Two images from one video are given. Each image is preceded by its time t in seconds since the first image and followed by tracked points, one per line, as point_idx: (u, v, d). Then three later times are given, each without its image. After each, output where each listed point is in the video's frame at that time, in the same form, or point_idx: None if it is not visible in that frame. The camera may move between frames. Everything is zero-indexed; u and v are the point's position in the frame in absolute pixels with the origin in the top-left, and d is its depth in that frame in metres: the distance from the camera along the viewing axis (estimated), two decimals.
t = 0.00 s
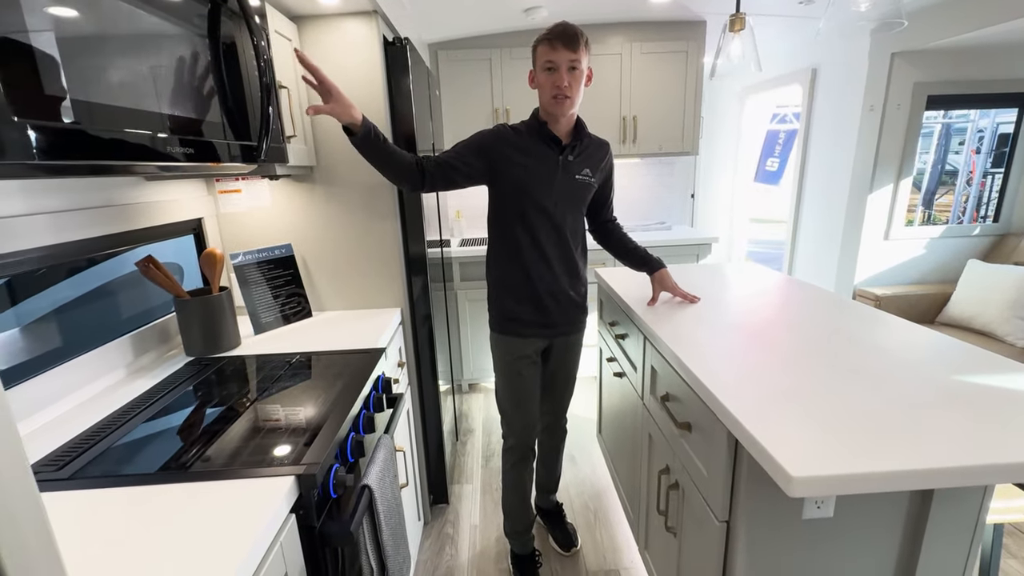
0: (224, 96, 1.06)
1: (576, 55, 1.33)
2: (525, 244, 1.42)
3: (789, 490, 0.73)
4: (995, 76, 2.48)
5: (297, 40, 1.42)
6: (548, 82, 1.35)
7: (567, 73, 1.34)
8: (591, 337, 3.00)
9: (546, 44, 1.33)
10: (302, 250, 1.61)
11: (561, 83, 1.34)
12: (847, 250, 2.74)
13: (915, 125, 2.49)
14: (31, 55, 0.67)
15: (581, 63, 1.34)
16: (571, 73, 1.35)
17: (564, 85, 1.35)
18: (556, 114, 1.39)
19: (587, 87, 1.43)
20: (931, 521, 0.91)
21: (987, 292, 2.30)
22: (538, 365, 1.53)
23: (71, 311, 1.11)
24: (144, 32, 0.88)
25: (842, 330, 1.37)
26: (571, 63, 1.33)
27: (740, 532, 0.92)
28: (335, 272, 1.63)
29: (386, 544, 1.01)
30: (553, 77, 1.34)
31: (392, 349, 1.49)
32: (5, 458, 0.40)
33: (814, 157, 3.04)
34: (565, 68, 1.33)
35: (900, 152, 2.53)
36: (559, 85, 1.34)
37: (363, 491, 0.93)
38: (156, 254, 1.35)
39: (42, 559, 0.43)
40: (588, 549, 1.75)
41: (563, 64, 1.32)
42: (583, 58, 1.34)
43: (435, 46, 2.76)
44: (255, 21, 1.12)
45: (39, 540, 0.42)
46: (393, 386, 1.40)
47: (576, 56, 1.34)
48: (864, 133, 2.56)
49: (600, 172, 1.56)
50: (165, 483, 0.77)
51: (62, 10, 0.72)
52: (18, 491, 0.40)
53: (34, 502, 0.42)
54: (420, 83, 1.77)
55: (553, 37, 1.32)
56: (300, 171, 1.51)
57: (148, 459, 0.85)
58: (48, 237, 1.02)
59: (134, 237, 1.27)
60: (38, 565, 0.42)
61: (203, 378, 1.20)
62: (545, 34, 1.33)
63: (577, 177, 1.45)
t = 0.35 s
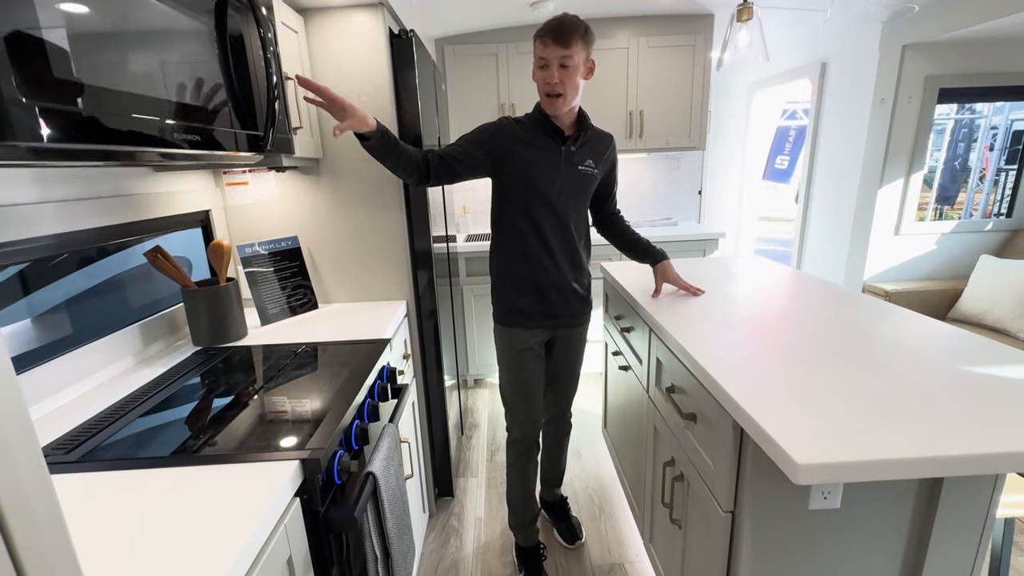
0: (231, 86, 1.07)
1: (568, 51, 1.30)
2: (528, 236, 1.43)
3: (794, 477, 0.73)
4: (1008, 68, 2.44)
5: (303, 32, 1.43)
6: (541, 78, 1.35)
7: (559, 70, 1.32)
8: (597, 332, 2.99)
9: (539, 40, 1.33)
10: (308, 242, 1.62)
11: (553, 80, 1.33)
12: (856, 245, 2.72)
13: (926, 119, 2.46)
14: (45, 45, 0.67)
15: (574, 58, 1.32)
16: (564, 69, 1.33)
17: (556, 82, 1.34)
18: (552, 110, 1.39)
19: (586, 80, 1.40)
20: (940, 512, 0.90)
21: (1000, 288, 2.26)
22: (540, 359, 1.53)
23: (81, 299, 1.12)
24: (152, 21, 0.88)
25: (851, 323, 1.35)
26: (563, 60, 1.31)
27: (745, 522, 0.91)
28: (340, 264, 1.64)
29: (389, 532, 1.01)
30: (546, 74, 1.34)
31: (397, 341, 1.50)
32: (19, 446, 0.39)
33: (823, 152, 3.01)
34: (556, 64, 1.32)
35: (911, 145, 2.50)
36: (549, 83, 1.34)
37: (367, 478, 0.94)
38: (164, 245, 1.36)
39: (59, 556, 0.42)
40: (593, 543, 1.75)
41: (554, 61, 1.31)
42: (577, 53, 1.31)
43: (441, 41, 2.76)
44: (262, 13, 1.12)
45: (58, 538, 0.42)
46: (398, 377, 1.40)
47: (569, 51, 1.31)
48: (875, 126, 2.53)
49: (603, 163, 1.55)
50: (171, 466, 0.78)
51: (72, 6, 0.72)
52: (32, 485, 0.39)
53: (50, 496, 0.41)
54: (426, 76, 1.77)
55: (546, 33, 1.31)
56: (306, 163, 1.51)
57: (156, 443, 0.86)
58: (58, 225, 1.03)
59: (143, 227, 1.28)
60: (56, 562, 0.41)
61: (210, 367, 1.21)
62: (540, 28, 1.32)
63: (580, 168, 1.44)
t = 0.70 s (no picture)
0: (233, 80, 1.08)
1: (547, 52, 1.29)
2: (528, 232, 1.43)
3: (791, 466, 0.72)
4: (1013, 68, 2.43)
5: (306, 29, 1.44)
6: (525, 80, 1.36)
7: (540, 72, 1.32)
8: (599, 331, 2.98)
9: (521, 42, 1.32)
10: (309, 237, 1.63)
11: (535, 82, 1.34)
12: (861, 245, 2.70)
13: (930, 118, 2.45)
14: (55, 41, 0.68)
15: (554, 58, 1.31)
16: (545, 70, 1.32)
17: (539, 84, 1.34)
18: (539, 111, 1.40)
19: (574, 76, 1.38)
20: (942, 505, 0.89)
21: (1006, 288, 2.24)
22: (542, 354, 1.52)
23: (84, 291, 1.13)
24: (155, 13, 0.88)
25: (853, 319, 1.35)
26: (542, 61, 1.31)
27: (744, 515, 0.90)
28: (341, 260, 1.65)
29: (387, 523, 1.01)
30: (528, 76, 1.34)
31: (398, 336, 1.50)
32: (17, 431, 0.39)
33: (826, 152, 3.00)
34: (536, 66, 1.32)
35: (915, 145, 2.49)
36: (532, 85, 1.34)
37: (364, 468, 0.94)
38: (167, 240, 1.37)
39: (58, 539, 0.41)
40: (594, 541, 1.74)
41: (533, 64, 1.31)
42: (556, 53, 1.30)
43: (444, 41, 2.77)
44: (264, 9, 1.13)
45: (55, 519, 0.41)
46: (398, 371, 1.40)
47: (549, 51, 1.30)
48: (880, 125, 2.52)
49: (603, 158, 1.54)
50: (169, 453, 0.78)
51: (81, 6, 0.72)
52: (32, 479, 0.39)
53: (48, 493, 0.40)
54: (428, 74, 1.78)
55: (526, 35, 1.31)
56: (308, 159, 1.52)
57: (154, 431, 0.86)
58: (62, 218, 1.04)
59: (146, 221, 1.29)
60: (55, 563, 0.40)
61: (210, 360, 1.21)
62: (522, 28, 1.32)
63: (579, 164, 1.44)
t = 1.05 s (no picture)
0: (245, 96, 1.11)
1: (582, 75, 1.30)
2: (532, 243, 1.46)
3: (788, 473, 0.74)
4: (1010, 80, 2.46)
5: (315, 45, 1.48)
6: (556, 100, 1.34)
7: (574, 93, 1.34)
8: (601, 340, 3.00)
9: (554, 61, 1.29)
10: (316, 247, 1.66)
11: (569, 103, 1.34)
12: (861, 254, 2.73)
13: (928, 130, 2.48)
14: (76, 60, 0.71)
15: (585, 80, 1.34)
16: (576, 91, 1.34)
17: (570, 104, 1.35)
18: (563, 129, 1.41)
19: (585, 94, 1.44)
20: (937, 513, 0.90)
21: (1006, 297, 2.26)
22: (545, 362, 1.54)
23: (98, 300, 1.15)
24: (172, 34, 0.92)
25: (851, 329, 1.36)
26: (578, 83, 1.32)
27: (743, 523, 0.92)
28: (347, 270, 1.67)
29: (392, 529, 1.03)
30: (561, 97, 1.33)
31: (403, 345, 1.53)
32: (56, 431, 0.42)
33: (826, 162, 3.03)
34: (572, 88, 1.32)
35: (914, 156, 2.52)
36: (565, 105, 1.34)
37: (371, 475, 0.96)
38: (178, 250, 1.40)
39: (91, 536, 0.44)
40: (596, 549, 1.75)
41: (572, 86, 1.31)
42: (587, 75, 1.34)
43: (448, 55, 2.82)
44: (276, 27, 1.17)
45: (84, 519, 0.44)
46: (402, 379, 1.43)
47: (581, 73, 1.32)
48: (879, 136, 2.55)
49: (602, 171, 1.58)
50: (181, 458, 0.81)
51: (99, 24, 0.76)
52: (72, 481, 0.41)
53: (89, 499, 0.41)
54: (433, 88, 1.82)
55: (561, 55, 1.28)
56: (315, 171, 1.56)
57: (166, 438, 0.89)
58: (79, 230, 1.07)
59: (158, 232, 1.33)
60: (95, 566, 0.41)
61: (219, 368, 1.24)
62: (553, 48, 1.29)
63: (580, 177, 1.47)
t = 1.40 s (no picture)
0: (252, 104, 1.13)
1: (582, 87, 1.32)
2: (531, 252, 1.47)
3: (788, 477, 0.75)
4: (1009, 87, 2.48)
5: (321, 53, 1.50)
6: (556, 112, 1.35)
7: (574, 105, 1.35)
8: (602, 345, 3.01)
9: (557, 74, 1.29)
10: (320, 252, 1.67)
11: (569, 114, 1.35)
12: (861, 260, 2.74)
13: (928, 137, 2.49)
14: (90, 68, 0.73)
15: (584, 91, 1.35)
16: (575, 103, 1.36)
17: (570, 116, 1.36)
18: (560, 138, 1.43)
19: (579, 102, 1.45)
20: (937, 518, 0.91)
21: (1005, 303, 2.27)
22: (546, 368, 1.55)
23: (105, 305, 1.17)
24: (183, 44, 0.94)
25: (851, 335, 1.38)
26: (578, 96, 1.33)
27: (744, 526, 0.93)
28: (351, 275, 1.69)
29: (397, 531, 1.04)
30: (562, 109, 1.34)
31: (406, 349, 1.54)
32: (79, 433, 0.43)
33: (826, 168, 3.05)
34: (573, 100, 1.33)
35: (913, 163, 2.53)
36: (565, 116, 1.36)
37: (376, 478, 0.97)
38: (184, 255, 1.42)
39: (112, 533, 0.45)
40: (597, 553, 1.75)
41: (574, 98, 1.32)
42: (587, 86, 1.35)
43: (450, 61, 2.85)
44: (283, 36, 1.20)
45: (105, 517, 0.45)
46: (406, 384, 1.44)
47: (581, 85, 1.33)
48: (878, 143, 2.57)
49: (598, 177, 1.59)
50: (190, 462, 0.82)
51: (111, 33, 0.78)
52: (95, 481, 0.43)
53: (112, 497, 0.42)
54: (436, 95, 1.84)
55: (563, 68, 1.29)
56: (321, 177, 1.58)
57: (174, 441, 0.90)
58: (89, 235, 1.09)
59: (166, 237, 1.34)
60: (116, 564, 0.42)
61: (225, 372, 1.25)
62: (555, 60, 1.29)
63: (577, 185, 1.49)
